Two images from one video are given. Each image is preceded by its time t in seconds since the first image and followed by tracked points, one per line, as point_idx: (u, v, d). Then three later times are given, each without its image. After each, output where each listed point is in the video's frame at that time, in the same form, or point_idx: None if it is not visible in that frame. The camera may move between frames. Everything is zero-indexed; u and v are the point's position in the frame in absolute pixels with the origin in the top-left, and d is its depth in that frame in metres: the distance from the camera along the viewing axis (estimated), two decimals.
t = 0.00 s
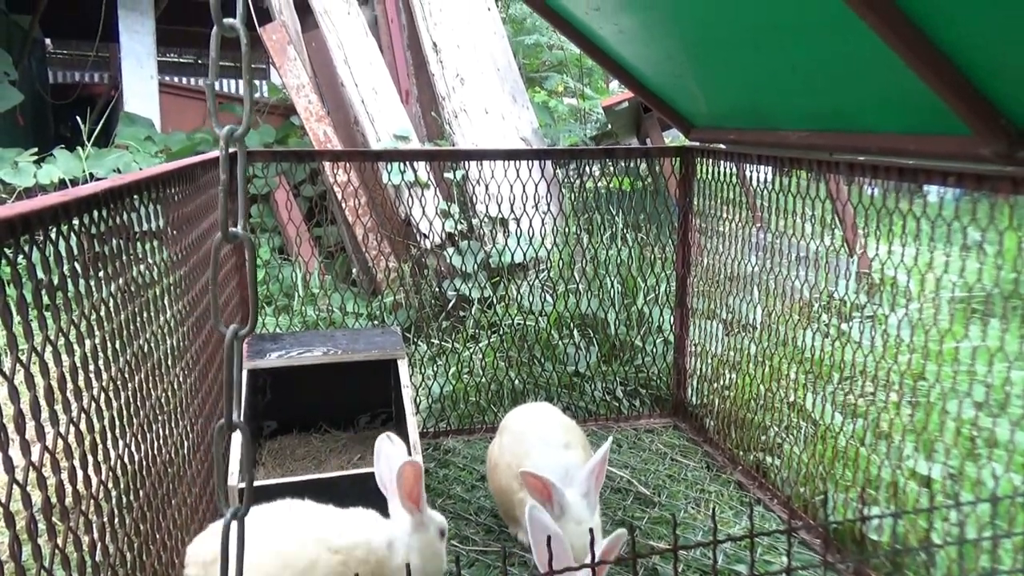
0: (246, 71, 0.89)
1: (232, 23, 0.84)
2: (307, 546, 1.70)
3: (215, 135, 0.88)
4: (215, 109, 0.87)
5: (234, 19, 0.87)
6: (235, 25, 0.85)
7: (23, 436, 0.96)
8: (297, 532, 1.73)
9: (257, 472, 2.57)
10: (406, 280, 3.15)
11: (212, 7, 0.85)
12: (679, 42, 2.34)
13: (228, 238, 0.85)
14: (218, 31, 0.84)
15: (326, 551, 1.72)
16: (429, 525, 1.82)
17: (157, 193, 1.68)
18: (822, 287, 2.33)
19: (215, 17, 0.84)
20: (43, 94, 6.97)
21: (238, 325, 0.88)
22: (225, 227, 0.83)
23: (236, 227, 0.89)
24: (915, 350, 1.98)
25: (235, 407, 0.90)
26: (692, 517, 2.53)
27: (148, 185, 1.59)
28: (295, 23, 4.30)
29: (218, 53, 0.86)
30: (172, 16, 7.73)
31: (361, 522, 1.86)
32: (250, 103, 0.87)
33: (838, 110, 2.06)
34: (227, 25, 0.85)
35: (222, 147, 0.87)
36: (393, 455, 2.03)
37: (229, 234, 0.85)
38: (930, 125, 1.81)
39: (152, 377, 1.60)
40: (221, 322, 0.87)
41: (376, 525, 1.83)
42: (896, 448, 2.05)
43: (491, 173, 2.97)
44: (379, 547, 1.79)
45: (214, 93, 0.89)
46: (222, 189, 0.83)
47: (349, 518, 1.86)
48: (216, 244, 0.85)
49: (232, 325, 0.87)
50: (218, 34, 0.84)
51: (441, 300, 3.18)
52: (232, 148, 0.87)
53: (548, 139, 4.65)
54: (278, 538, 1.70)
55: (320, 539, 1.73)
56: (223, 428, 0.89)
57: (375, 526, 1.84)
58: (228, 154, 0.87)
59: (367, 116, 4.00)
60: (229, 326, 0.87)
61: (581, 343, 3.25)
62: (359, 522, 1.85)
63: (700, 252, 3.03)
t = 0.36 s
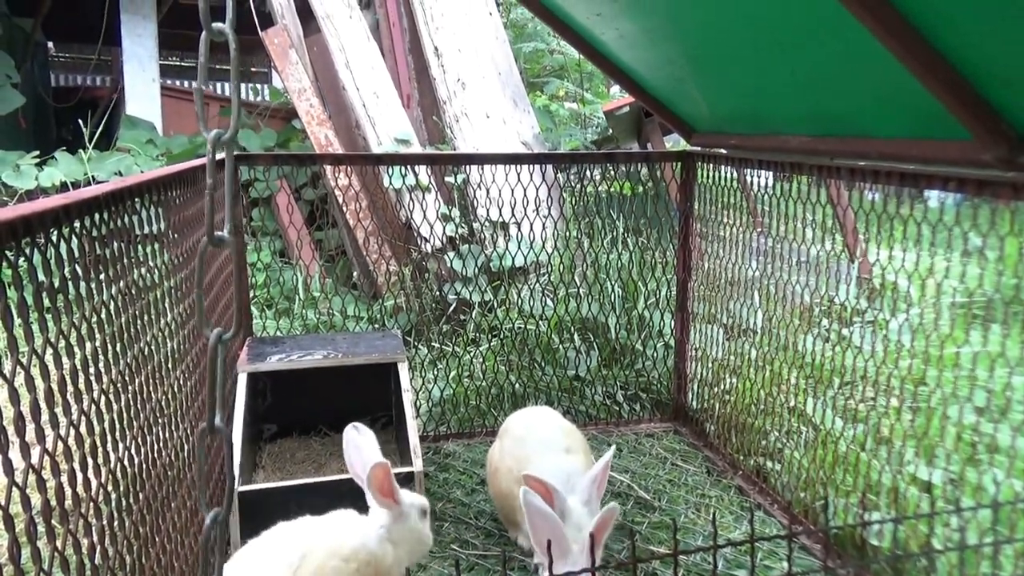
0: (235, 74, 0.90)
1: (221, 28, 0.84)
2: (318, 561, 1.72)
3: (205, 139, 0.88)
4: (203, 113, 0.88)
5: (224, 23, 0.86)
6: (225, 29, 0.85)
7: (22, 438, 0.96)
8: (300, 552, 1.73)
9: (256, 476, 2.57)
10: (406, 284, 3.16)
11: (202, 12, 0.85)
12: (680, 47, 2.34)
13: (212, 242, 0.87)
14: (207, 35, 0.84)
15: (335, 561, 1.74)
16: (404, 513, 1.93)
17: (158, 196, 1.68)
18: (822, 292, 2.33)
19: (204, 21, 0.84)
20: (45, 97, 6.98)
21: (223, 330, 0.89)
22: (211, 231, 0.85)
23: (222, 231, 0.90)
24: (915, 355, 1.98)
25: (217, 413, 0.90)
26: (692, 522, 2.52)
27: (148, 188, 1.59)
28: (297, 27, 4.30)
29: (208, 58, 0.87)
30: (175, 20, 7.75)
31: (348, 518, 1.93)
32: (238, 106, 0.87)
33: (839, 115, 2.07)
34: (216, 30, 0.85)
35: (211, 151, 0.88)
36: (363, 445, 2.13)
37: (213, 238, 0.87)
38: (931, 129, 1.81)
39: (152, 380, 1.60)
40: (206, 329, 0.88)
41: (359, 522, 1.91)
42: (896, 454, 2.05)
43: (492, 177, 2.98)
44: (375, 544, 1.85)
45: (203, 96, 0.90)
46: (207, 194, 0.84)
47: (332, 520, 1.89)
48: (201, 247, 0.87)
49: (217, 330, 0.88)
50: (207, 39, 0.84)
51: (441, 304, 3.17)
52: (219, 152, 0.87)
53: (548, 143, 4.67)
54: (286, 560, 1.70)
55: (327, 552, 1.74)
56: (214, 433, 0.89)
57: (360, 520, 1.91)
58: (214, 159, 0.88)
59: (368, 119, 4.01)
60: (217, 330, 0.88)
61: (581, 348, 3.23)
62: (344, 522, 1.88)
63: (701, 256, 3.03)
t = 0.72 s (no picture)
0: (225, 75, 0.91)
1: (211, 29, 0.85)
2: (324, 551, 1.74)
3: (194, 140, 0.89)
4: (193, 113, 0.89)
5: (215, 25, 0.88)
6: (216, 29, 0.86)
7: (22, 440, 0.96)
8: (302, 546, 1.72)
9: (256, 478, 2.57)
10: (406, 286, 3.16)
11: (193, 13, 0.86)
12: (681, 49, 2.34)
13: (202, 243, 0.87)
14: (197, 36, 0.86)
15: (338, 551, 1.77)
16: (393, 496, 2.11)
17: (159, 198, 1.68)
18: (823, 295, 2.32)
19: (194, 22, 0.85)
20: (47, 99, 6.99)
21: (211, 330, 0.89)
22: (200, 231, 0.85)
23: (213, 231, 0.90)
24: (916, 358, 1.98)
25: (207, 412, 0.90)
26: (693, 525, 2.52)
27: (149, 190, 1.59)
28: (298, 30, 4.31)
29: (199, 59, 0.88)
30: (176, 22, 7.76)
31: (333, 508, 1.98)
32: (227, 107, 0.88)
33: (840, 118, 2.07)
34: (207, 31, 0.86)
35: (201, 151, 0.88)
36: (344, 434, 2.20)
37: (202, 238, 0.87)
38: (932, 132, 1.81)
39: (153, 382, 1.60)
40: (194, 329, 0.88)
41: (351, 508, 1.99)
42: (897, 457, 2.05)
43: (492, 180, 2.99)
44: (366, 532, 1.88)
45: (193, 96, 0.91)
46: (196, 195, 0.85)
47: (317, 515, 1.90)
48: (190, 247, 0.87)
49: (204, 330, 0.88)
50: (197, 40, 0.85)
51: (442, 306, 3.19)
52: (208, 152, 0.87)
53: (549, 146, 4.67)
54: (291, 553, 1.69)
55: (327, 544, 1.76)
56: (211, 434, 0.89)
57: (350, 508, 1.98)
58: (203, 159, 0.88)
59: (369, 122, 4.01)
60: (204, 331, 0.89)
61: (582, 350, 3.22)
62: (328, 516, 1.90)
63: (702, 259, 3.03)
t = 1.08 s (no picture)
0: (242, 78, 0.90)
1: (227, 33, 0.84)
2: (342, 539, 1.82)
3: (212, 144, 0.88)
4: (210, 117, 0.88)
5: (231, 28, 0.87)
6: (232, 33, 0.85)
7: (23, 442, 0.96)
8: (320, 536, 1.79)
9: (257, 480, 2.57)
10: (408, 288, 3.17)
11: (209, 18, 0.85)
12: (682, 51, 2.34)
13: (222, 245, 0.86)
14: (214, 40, 0.84)
15: (352, 539, 1.85)
16: (392, 475, 2.13)
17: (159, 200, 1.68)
18: (823, 297, 2.32)
19: (211, 26, 0.84)
20: (48, 101, 7.00)
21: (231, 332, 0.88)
22: (218, 234, 0.85)
23: (231, 235, 0.89)
24: (917, 360, 1.97)
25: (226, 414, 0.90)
26: (693, 527, 2.52)
27: (149, 192, 1.59)
28: (299, 32, 4.32)
29: (215, 63, 0.86)
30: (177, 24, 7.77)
31: (336, 496, 2.05)
32: (245, 111, 0.87)
33: (840, 120, 2.07)
34: (224, 35, 0.85)
35: (219, 155, 0.87)
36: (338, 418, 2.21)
37: (222, 240, 0.86)
38: (933, 134, 1.81)
39: (154, 383, 1.59)
40: (213, 330, 0.86)
41: (350, 499, 2.02)
42: (898, 459, 2.04)
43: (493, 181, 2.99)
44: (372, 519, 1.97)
45: (211, 100, 0.90)
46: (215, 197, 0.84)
47: (324, 505, 1.96)
48: (209, 250, 0.87)
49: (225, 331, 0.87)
50: (214, 43, 0.84)
51: (443, 308, 3.18)
52: (227, 156, 0.87)
53: (550, 148, 4.68)
54: (312, 541, 1.76)
55: (341, 534, 1.84)
56: (219, 436, 0.90)
57: (354, 495, 2.05)
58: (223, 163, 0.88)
59: (370, 123, 4.01)
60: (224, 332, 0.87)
61: (583, 351, 3.24)
62: (334, 505, 1.97)
63: (703, 260, 3.03)
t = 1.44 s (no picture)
0: (251, 80, 0.90)
1: (239, 35, 0.85)
2: (351, 537, 1.82)
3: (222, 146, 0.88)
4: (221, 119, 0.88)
5: (240, 30, 0.87)
6: (242, 35, 0.86)
7: (25, 444, 0.96)
8: (329, 535, 1.78)
9: (258, 481, 2.57)
10: (409, 289, 3.17)
11: (218, 20, 0.85)
12: (682, 52, 2.34)
13: (232, 249, 0.87)
14: (225, 42, 0.84)
15: (361, 536, 1.86)
16: (394, 461, 2.16)
17: (160, 202, 1.68)
18: (824, 297, 2.32)
19: (222, 28, 0.84)
20: (49, 103, 7.01)
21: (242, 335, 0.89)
22: (228, 237, 0.85)
23: (242, 236, 0.90)
24: (918, 360, 1.97)
25: (235, 418, 0.89)
26: (695, 527, 2.52)
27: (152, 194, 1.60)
28: (300, 33, 4.33)
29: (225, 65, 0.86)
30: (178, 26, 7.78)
31: (343, 490, 2.05)
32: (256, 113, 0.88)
33: (840, 120, 2.07)
34: (234, 37, 0.85)
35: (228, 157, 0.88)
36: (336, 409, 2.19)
37: (232, 245, 0.87)
38: (933, 135, 1.81)
39: (156, 384, 1.60)
40: (224, 332, 0.87)
41: (354, 493, 2.01)
42: (899, 459, 2.04)
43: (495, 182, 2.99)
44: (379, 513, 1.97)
45: (219, 103, 0.90)
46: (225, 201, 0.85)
47: (331, 501, 1.96)
48: (221, 253, 0.87)
49: (235, 335, 0.88)
50: (224, 45, 0.84)
51: (444, 309, 3.20)
52: (238, 158, 0.87)
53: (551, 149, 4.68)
54: (323, 540, 1.76)
55: (350, 531, 1.84)
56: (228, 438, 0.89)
57: (360, 489, 2.04)
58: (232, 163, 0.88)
59: (372, 125, 4.01)
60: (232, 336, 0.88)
61: (584, 351, 3.22)
62: (341, 500, 1.96)
63: (704, 261, 3.03)
